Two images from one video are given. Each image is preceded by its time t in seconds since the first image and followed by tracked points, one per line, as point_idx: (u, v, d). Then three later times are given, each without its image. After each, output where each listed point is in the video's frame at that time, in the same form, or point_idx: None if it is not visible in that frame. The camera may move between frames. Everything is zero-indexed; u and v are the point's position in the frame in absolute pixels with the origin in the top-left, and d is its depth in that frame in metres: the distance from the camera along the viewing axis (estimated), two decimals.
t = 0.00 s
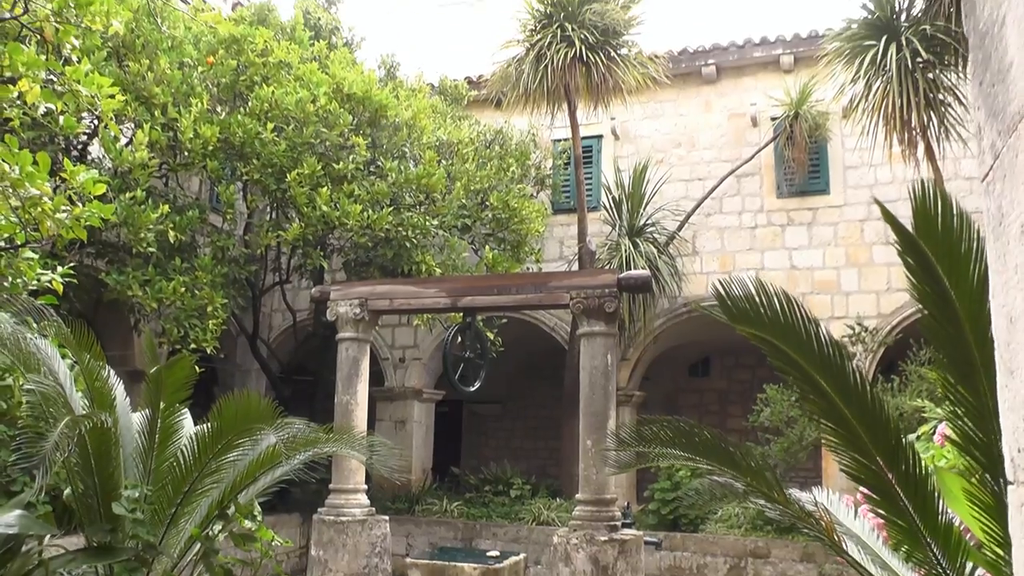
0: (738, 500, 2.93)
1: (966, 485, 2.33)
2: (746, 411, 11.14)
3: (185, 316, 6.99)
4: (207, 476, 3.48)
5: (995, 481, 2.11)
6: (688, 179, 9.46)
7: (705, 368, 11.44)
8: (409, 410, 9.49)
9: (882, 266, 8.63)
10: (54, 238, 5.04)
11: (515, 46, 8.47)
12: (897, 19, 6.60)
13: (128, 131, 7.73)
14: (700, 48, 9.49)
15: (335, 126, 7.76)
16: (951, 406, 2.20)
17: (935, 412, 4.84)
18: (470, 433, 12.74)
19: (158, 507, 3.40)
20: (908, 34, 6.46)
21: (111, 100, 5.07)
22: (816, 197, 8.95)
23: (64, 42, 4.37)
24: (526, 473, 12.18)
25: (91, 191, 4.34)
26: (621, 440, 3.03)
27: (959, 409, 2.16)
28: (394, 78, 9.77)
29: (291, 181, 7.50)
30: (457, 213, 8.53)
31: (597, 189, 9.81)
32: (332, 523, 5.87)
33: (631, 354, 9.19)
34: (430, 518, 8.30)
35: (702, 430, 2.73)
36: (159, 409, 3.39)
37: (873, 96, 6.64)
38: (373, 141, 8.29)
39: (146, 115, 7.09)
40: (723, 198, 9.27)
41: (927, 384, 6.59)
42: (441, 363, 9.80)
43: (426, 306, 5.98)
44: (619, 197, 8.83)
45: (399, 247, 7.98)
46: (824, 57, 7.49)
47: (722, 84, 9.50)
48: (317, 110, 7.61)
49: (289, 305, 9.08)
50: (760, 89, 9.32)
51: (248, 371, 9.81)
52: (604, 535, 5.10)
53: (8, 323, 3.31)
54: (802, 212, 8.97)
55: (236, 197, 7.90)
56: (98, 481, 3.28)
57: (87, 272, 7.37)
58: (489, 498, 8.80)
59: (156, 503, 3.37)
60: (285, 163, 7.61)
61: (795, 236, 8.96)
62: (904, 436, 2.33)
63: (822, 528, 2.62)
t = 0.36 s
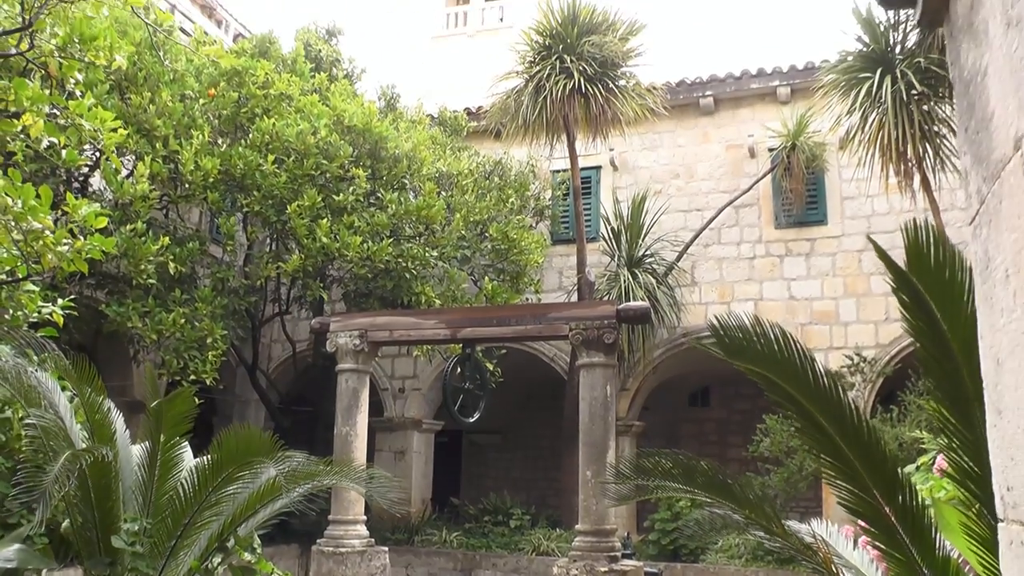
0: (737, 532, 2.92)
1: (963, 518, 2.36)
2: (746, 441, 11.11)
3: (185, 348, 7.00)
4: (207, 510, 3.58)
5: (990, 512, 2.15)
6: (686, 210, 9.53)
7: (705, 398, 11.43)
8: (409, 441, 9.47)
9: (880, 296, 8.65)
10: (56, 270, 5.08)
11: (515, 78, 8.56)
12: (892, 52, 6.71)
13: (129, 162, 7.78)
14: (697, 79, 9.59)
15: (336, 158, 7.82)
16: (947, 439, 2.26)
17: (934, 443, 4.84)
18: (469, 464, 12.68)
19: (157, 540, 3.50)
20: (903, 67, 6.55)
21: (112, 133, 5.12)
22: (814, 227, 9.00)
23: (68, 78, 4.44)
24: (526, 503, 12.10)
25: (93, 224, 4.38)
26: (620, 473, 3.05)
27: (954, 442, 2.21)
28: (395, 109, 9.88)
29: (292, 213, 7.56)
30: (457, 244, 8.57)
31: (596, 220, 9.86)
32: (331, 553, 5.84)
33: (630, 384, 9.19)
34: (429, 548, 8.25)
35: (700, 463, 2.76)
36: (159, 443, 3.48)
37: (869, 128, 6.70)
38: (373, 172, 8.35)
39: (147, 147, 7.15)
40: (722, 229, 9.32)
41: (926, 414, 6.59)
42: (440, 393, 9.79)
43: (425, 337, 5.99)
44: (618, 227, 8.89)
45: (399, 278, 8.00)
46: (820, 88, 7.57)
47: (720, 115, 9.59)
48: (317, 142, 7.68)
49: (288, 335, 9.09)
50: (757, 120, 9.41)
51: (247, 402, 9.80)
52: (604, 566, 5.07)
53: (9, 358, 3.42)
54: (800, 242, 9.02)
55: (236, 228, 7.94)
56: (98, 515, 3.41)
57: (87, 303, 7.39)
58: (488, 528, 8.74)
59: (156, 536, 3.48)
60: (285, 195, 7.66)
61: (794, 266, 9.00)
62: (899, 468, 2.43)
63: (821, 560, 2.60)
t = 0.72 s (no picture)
0: (735, 550, 2.92)
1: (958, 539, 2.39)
2: (744, 457, 11.09)
3: (183, 366, 7.02)
4: (206, 529, 3.71)
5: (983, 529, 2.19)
6: (683, 227, 9.57)
7: (702, 414, 11.43)
8: (407, 459, 9.46)
9: (876, 313, 8.68)
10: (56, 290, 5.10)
11: (512, 96, 8.63)
12: (886, 70, 6.78)
13: (128, 181, 7.82)
14: (693, 97, 9.65)
15: (334, 177, 7.86)
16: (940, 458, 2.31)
17: (930, 460, 4.86)
18: (467, 482, 12.64)
19: (157, 560, 3.63)
20: (897, 85, 6.65)
21: (112, 154, 5.15)
22: (810, 245, 9.05)
23: (70, 99, 4.47)
24: (525, 521, 12.06)
25: (92, 245, 4.40)
26: (619, 493, 3.09)
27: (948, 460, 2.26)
28: (393, 127, 9.93)
29: (290, 232, 7.60)
30: (455, 262, 8.60)
31: (594, 237, 9.90)
32: (328, 572, 5.82)
33: (628, 401, 9.19)
34: (427, 566, 8.21)
35: (698, 482, 2.79)
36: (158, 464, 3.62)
37: (864, 146, 6.76)
38: (372, 191, 8.39)
39: (145, 166, 7.18)
40: (719, 246, 9.36)
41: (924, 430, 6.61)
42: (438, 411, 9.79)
43: (423, 355, 6.00)
44: (615, 245, 8.94)
45: (397, 296, 8.02)
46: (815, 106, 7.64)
47: (716, 132, 9.66)
48: (315, 161, 7.72)
49: (286, 354, 9.09)
50: (753, 138, 9.49)
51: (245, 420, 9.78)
52: None
53: (10, 380, 3.53)
54: (796, 259, 9.07)
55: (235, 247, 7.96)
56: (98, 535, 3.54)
57: (85, 322, 7.40)
58: (486, 546, 8.72)
59: (155, 556, 3.61)
60: (283, 214, 7.69)
61: (790, 283, 9.03)
62: (895, 489, 2.47)
63: None
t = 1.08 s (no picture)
0: None
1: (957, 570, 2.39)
2: (743, 484, 11.05)
3: (180, 393, 7.00)
4: (205, 558, 3.94)
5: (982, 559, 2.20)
6: (680, 254, 9.62)
7: (700, 440, 11.39)
8: (404, 485, 9.40)
9: (874, 340, 8.70)
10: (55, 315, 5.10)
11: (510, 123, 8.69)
12: (880, 98, 6.82)
13: (127, 208, 7.85)
14: (690, 124, 9.72)
15: (332, 204, 7.90)
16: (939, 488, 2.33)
17: (928, 487, 4.85)
18: (465, 508, 12.56)
19: None
20: (891, 113, 6.71)
21: (112, 181, 5.18)
22: (807, 271, 9.09)
23: (71, 127, 4.51)
24: (522, 548, 11.96)
25: (91, 272, 4.42)
26: (616, 524, 3.07)
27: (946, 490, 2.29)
28: (391, 153, 10.01)
29: (288, 259, 7.62)
30: (453, 289, 8.61)
31: (591, 264, 9.93)
32: None
33: (625, 428, 9.16)
34: None
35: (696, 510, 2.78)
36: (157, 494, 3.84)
37: (859, 173, 6.80)
38: (369, 218, 8.41)
39: (144, 192, 7.21)
40: (716, 272, 9.40)
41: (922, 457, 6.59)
42: (435, 437, 9.76)
43: (421, 382, 6.00)
44: (613, 271, 8.97)
45: (394, 323, 8.02)
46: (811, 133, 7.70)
47: (712, 159, 9.73)
48: (313, 188, 7.77)
49: (283, 380, 9.07)
50: (749, 165, 9.56)
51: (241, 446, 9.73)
52: None
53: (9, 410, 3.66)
54: (793, 286, 9.10)
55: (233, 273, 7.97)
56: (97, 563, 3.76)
57: (82, 347, 7.39)
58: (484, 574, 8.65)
59: None
60: (281, 240, 7.71)
61: (787, 310, 9.05)
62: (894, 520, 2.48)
63: None
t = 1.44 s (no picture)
0: None
1: None
2: (742, 520, 10.96)
3: (177, 427, 6.96)
4: None
5: None
6: (678, 288, 9.65)
7: (698, 475, 11.32)
8: (400, 520, 9.32)
9: (872, 375, 8.69)
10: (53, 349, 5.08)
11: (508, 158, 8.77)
12: (876, 134, 6.89)
13: (127, 241, 7.88)
14: (687, 160, 9.80)
15: (331, 238, 7.94)
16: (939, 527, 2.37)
17: (929, 525, 4.82)
18: (461, 545, 12.42)
19: None
20: (887, 150, 6.78)
21: (113, 215, 5.22)
22: (805, 306, 9.11)
23: (74, 162, 4.55)
24: None
25: (91, 306, 4.43)
26: (613, 561, 3.06)
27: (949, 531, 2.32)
28: (390, 187, 10.08)
29: (286, 293, 7.62)
30: (451, 323, 8.63)
31: (589, 299, 9.95)
32: None
33: (623, 463, 9.11)
34: None
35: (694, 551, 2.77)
36: (154, 531, 3.92)
37: (856, 209, 6.86)
38: (368, 252, 8.43)
39: (144, 227, 7.25)
40: (713, 307, 9.41)
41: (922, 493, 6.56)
42: (432, 471, 9.69)
43: (418, 417, 5.97)
44: (611, 306, 8.99)
45: (392, 357, 8.01)
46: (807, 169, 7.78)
47: (709, 195, 9.81)
48: (312, 222, 7.81)
49: (280, 414, 9.02)
50: (747, 201, 9.63)
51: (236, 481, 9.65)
52: None
53: (5, 446, 3.68)
54: (791, 321, 9.11)
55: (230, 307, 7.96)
56: None
57: (80, 380, 7.38)
58: None
59: None
60: (280, 274, 7.73)
61: (785, 344, 9.06)
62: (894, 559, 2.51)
63: None
